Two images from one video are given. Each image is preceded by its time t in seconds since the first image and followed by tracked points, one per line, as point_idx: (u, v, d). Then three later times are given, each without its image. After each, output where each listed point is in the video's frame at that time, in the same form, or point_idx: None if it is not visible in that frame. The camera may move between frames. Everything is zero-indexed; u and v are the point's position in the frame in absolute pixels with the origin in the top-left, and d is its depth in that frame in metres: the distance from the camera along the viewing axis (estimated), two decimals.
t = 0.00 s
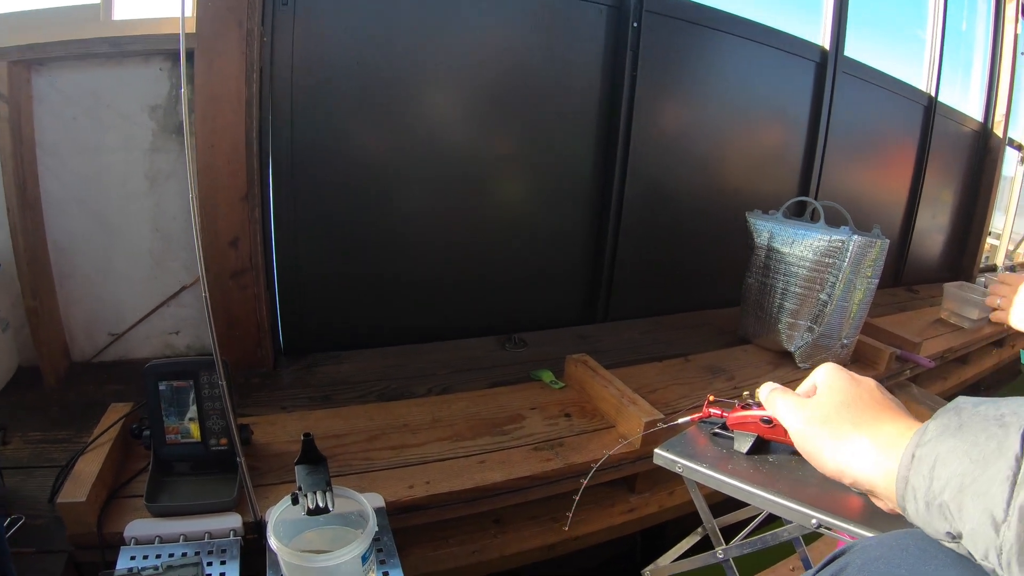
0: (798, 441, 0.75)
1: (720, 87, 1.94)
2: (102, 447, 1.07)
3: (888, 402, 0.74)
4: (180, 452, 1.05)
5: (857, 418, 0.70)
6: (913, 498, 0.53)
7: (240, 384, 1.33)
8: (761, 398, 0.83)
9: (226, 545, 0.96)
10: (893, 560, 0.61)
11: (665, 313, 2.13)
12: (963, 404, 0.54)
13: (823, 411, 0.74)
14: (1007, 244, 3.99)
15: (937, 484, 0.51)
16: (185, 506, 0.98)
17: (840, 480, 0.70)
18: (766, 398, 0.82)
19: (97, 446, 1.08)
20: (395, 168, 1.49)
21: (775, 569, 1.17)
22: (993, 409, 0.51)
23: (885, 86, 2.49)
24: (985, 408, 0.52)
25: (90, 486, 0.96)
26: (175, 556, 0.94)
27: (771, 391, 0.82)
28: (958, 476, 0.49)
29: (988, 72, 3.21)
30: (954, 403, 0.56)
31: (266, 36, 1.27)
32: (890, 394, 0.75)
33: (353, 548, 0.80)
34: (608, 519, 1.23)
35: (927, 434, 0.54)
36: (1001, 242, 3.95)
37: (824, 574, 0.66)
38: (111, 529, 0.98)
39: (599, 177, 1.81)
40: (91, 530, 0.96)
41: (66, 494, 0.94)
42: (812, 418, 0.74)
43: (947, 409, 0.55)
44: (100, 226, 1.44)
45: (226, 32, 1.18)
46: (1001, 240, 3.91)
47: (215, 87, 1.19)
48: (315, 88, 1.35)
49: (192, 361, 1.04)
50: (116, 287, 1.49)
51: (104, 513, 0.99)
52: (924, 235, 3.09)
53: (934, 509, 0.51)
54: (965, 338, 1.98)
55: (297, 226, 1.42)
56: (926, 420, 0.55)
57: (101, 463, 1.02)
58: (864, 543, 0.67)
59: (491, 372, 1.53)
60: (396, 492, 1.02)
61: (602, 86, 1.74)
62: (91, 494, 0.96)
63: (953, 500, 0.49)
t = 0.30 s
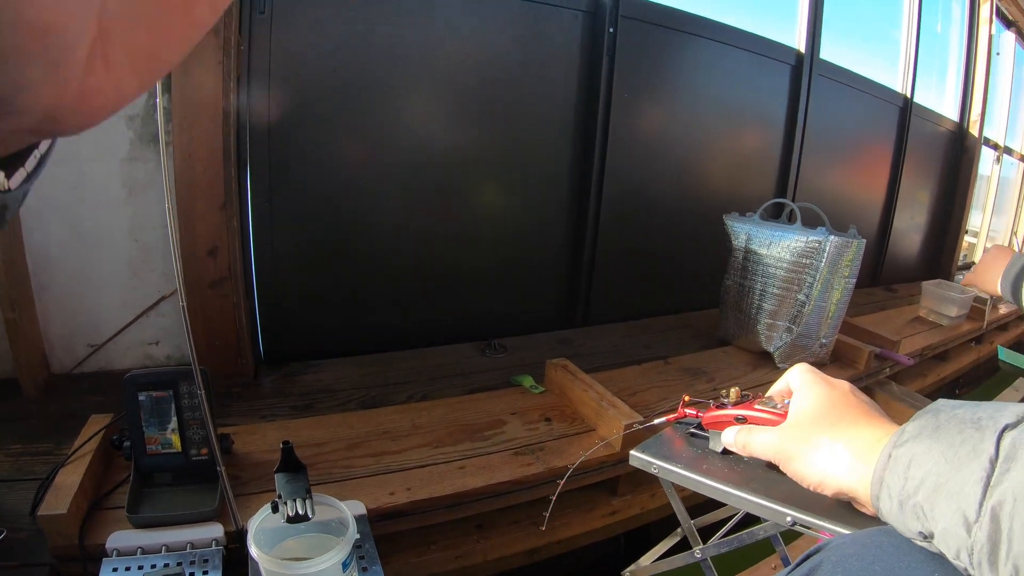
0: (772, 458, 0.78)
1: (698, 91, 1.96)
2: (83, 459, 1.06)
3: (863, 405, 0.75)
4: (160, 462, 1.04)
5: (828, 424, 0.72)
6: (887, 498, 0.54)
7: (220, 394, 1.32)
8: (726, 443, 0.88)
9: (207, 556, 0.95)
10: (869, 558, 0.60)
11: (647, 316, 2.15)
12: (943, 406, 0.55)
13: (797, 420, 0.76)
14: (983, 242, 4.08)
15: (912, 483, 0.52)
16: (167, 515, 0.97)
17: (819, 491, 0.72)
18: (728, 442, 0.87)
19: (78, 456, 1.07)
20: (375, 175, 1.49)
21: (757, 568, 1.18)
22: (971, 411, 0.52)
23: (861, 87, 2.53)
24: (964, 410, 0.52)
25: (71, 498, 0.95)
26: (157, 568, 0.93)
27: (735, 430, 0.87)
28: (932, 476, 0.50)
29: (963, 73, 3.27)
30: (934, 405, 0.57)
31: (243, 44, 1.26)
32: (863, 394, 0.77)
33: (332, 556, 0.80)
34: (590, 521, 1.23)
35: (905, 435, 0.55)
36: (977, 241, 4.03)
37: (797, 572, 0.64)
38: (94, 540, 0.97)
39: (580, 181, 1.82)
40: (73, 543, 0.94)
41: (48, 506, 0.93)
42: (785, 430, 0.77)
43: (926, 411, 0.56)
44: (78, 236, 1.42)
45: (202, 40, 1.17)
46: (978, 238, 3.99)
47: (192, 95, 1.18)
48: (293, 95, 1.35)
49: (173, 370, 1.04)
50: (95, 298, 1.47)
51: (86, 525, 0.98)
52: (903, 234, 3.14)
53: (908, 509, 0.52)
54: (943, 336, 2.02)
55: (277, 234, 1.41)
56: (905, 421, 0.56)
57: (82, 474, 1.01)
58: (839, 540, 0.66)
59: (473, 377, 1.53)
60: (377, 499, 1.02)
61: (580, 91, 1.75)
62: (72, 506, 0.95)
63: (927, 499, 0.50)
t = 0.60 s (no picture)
0: (765, 461, 0.79)
1: (683, 91, 1.97)
2: (64, 470, 1.04)
3: (854, 405, 0.76)
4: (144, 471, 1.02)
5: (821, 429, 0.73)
6: (885, 503, 0.56)
7: (203, 401, 1.30)
8: (723, 451, 0.90)
9: (193, 566, 0.92)
10: (866, 563, 0.62)
11: (635, 316, 2.15)
12: (936, 410, 0.58)
13: (791, 424, 0.77)
14: (967, 239, 4.13)
15: (909, 489, 0.54)
16: (153, 526, 0.95)
17: (812, 495, 0.74)
18: (725, 448, 0.89)
19: (60, 467, 1.05)
20: (360, 177, 1.48)
21: (750, 569, 1.18)
22: (966, 418, 0.54)
23: (845, 86, 2.55)
24: (958, 416, 0.55)
25: (54, 509, 0.92)
26: None
27: (730, 436, 0.88)
28: (930, 482, 0.52)
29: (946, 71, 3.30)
30: (927, 410, 0.59)
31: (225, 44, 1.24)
32: (857, 394, 0.78)
33: (315, 568, 0.78)
34: (579, 525, 1.22)
35: (900, 440, 0.57)
36: (962, 237, 4.07)
37: None
38: (78, 552, 0.94)
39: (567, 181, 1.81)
40: (56, 555, 0.92)
41: (29, 518, 0.90)
42: (778, 432, 0.78)
43: (922, 415, 0.58)
44: (58, 243, 1.37)
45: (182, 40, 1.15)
46: (962, 234, 4.04)
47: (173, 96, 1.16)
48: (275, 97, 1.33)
49: (155, 378, 1.01)
50: (75, 305, 1.43)
51: (69, 538, 0.96)
52: (887, 232, 3.17)
53: (905, 516, 0.53)
54: (929, 332, 2.03)
55: (261, 238, 1.39)
56: (900, 427, 0.58)
57: (65, 484, 0.99)
58: (835, 547, 0.68)
59: (461, 381, 1.52)
60: (364, 506, 1.00)
61: (565, 92, 1.75)
62: (55, 517, 0.93)
63: (925, 505, 0.52)
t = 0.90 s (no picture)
0: (762, 458, 0.80)
1: (670, 90, 1.98)
2: (54, 479, 1.03)
3: (849, 400, 0.76)
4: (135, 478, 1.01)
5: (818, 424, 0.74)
6: (884, 499, 0.56)
7: (193, 407, 1.29)
8: (723, 448, 0.91)
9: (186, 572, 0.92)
10: (865, 557, 0.63)
11: (625, 315, 2.16)
12: (933, 404, 0.58)
13: (787, 420, 0.77)
14: (954, 233, 4.18)
15: (908, 483, 0.54)
16: (146, 533, 0.94)
17: (809, 492, 0.75)
18: (725, 446, 0.89)
19: (50, 475, 1.04)
20: (350, 180, 1.48)
21: (745, 565, 1.18)
22: (962, 411, 0.54)
23: (831, 83, 2.57)
24: (954, 409, 0.55)
25: (45, 518, 0.92)
26: None
27: (729, 432, 0.89)
28: (929, 475, 0.52)
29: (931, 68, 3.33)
30: (924, 405, 0.59)
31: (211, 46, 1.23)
32: (850, 389, 0.79)
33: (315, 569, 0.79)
34: (574, 524, 1.22)
35: (898, 435, 0.57)
36: (949, 232, 4.12)
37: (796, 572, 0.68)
38: (69, 560, 0.93)
39: (557, 181, 1.82)
40: (48, 565, 0.91)
41: (20, 528, 0.89)
42: (774, 428, 0.79)
43: (919, 410, 0.58)
44: (45, 249, 1.35)
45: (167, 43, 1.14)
46: (949, 229, 4.08)
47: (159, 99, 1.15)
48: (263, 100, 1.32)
49: (145, 385, 1.01)
50: (64, 312, 1.41)
51: (61, 546, 0.95)
52: (876, 227, 3.20)
53: (905, 511, 0.53)
54: (919, 327, 2.05)
55: (250, 242, 1.39)
56: (897, 422, 0.59)
57: (55, 493, 0.98)
58: (833, 540, 0.69)
59: (454, 382, 1.52)
60: (357, 509, 1.00)
61: (553, 92, 1.76)
62: (47, 526, 0.92)
63: (924, 500, 0.52)
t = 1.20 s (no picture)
0: (761, 461, 0.80)
1: (663, 93, 1.99)
2: (51, 488, 1.02)
3: (846, 401, 0.77)
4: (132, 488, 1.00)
5: (816, 427, 0.74)
6: (884, 501, 0.56)
7: (189, 415, 1.29)
8: (723, 451, 0.91)
9: None
10: (867, 560, 0.63)
11: (621, 317, 2.17)
12: (933, 404, 0.57)
13: (784, 423, 0.77)
14: (946, 231, 4.21)
15: (908, 485, 0.54)
16: (145, 543, 0.94)
17: (808, 494, 0.75)
18: (724, 450, 0.89)
19: (46, 486, 1.03)
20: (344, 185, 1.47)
21: (744, 566, 1.18)
22: (961, 411, 0.54)
23: (823, 83, 2.58)
24: (953, 410, 0.55)
25: (42, 529, 0.91)
26: None
27: (730, 436, 0.88)
28: (929, 477, 0.52)
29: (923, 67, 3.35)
30: (923, 405, 0.59)
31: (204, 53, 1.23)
32: (847, 389, 0.79)
33: None
34: (572, 527, 1.22)
35: (897, 437, 0.57)
36: (942, 229, 4.14)
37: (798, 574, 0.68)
38: (66, 570, 0.93)
39: (552, 184, 1.82)
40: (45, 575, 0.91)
41: (17, 539, 0.89)
42: (771, 432, 0.79)
43: (918, 411, 0.58)
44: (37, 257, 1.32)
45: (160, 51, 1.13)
46: (942, 227, 4.11)
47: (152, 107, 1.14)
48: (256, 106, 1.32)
49: (138, 393, 0.99)
50: (59, 320, 1.39)
51: (58, 557, 0.95)
52: (869, 226, 3.22)
53: (907, 514, 0.54)
54: (914, 326, 2.06)
55: (244, 248, 1.39)
56: (895, 423, 0.58)
57: (52, 504, 0.98)
58: (834, 543, 0.69)
59: (450, 387, 1.52)
60: (356, 516, 1.00)
61: (546, 96, 1.76)
62: (43, 537, 0.92)
63: (925, 502, 0.52)
